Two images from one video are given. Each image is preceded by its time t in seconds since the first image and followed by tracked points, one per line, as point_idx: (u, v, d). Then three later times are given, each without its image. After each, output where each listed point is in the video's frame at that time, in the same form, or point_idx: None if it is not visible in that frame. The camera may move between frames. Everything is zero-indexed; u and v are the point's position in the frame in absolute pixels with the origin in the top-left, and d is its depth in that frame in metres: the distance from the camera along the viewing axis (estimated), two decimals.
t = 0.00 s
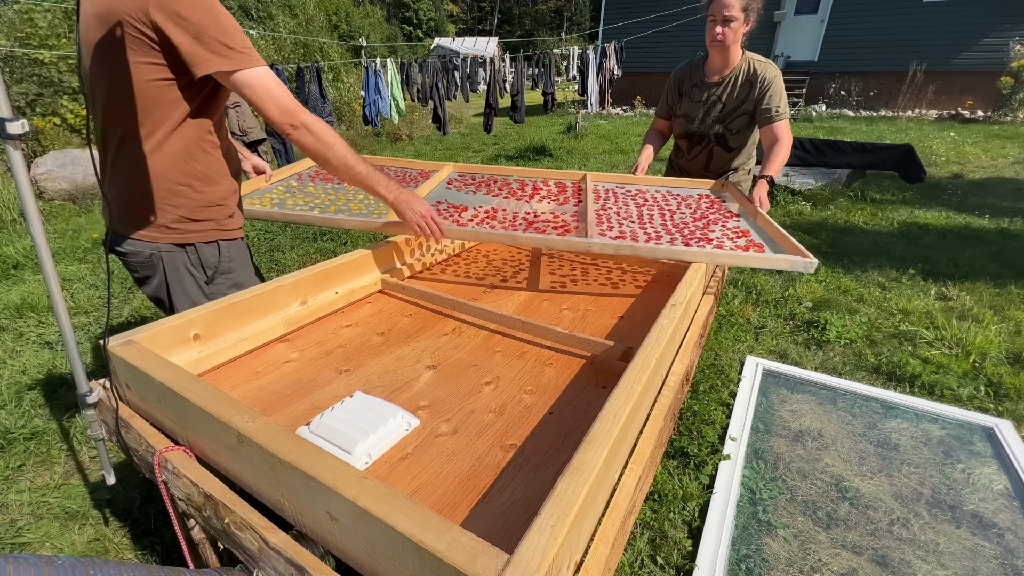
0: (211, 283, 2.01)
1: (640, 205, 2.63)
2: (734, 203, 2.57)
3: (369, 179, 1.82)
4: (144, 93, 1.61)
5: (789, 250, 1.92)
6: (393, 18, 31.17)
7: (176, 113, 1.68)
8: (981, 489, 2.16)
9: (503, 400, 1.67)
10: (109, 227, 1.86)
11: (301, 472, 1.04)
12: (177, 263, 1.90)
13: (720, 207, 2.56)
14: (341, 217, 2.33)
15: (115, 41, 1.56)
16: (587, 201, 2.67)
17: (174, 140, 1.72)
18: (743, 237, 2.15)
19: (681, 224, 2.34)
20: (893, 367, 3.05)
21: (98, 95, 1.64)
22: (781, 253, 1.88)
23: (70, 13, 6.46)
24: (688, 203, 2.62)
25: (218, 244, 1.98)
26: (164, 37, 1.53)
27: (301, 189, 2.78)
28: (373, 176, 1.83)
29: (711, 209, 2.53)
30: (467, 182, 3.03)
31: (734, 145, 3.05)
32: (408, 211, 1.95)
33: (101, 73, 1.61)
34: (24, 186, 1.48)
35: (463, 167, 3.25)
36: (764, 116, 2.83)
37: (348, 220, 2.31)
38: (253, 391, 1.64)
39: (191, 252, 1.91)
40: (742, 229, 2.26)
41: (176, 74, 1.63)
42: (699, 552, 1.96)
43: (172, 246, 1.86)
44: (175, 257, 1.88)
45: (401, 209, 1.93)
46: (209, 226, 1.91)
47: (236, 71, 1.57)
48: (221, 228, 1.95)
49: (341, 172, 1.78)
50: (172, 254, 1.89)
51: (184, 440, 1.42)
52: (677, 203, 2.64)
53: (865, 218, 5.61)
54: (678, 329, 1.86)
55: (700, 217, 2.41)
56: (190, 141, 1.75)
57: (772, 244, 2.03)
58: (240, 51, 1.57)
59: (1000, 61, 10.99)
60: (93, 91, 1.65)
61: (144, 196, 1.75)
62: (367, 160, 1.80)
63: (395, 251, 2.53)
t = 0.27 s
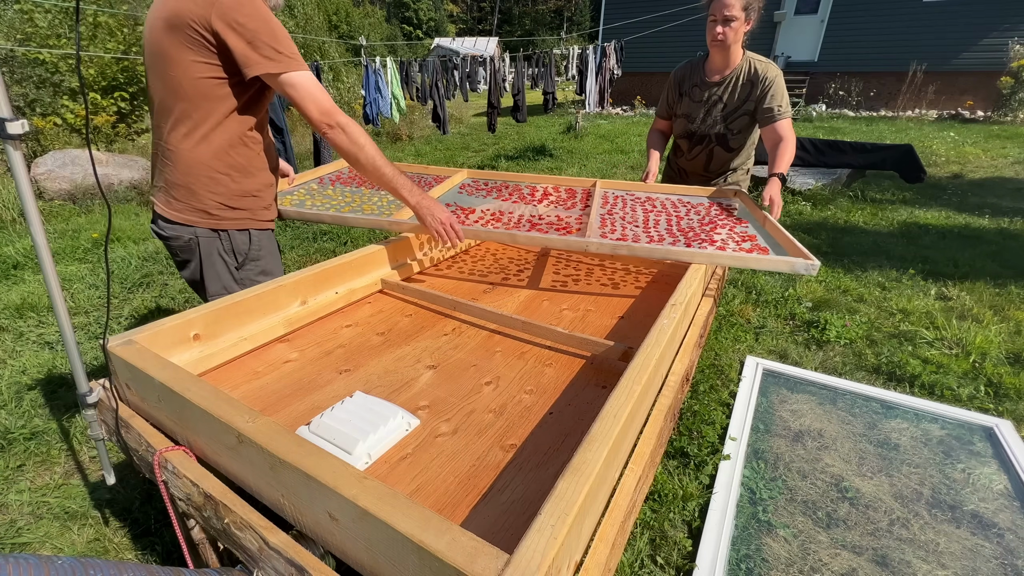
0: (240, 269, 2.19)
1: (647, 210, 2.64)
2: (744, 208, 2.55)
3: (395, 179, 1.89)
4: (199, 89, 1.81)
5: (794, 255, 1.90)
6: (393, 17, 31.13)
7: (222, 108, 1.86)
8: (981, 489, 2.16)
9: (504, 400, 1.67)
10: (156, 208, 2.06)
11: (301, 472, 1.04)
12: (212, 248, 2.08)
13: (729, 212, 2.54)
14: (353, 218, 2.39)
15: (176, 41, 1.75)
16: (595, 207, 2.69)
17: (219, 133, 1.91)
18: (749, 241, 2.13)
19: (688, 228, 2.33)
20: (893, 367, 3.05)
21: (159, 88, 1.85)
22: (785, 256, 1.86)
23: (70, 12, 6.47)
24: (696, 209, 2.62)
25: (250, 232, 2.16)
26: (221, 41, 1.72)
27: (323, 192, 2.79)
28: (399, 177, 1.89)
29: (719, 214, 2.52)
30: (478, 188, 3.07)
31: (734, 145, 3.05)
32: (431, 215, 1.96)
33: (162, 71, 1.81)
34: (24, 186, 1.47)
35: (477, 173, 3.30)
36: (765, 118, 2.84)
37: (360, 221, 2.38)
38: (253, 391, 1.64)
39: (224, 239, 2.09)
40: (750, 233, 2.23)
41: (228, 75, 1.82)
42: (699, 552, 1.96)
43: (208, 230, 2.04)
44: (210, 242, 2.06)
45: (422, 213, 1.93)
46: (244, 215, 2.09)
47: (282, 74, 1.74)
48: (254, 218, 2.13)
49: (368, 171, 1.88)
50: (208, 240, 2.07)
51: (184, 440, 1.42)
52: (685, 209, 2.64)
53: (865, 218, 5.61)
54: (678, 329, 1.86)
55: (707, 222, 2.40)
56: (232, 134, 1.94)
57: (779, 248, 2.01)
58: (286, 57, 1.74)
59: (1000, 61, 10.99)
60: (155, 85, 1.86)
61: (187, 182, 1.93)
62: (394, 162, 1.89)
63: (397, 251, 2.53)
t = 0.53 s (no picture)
0: (257, 256, 2.20)
1: (652, 210, 2.65)
2: (751, 210, 2.54)
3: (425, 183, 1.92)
4: (236, 87, 1.86)
5: (797, 256, 1.89)
6: (393, 18, 31.13)
7: (256, 105, 1.92)
8: (981, 489, 2.16)
9: (504, 400, 1.67)
10: (177, 195, 2.10)
11: (301, 472, 1.04)
12: (228, 234, 2.10)
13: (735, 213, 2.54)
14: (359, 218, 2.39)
15: (221, 41, 1.80)
16: (599, 208, 2.70)
17: (250, 129, 1.96)
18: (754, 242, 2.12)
19: (692, 229, 2.33)
20: (893, 367, 3.05)
21: (197, 82, 1.90)
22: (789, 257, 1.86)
23: (69, 11, 6.54)
24: (702, 210, 2.62)
25: (267, 221, 2.18)
26: (264, 46, 1.77)
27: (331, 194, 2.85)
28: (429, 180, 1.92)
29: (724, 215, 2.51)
30: (484, 190, 3.08)
31: (732, 144, 3.04)
32: (457, 216, 1.98)
33: (203, 66, 1.86)
34: (24, 186, 1.47)
35: (485, 176, 3.32)
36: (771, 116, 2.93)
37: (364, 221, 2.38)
38: (253, 391, 1.64)
39: (241, 226, 2.11)
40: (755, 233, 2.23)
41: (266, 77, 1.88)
42: (698, 552, 1.96)
43: (226, 217, 2.06)
44: (226, 229, 2.08)
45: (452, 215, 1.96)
46: (262, 205, 2.12)
47: (323, 78, 1.78)
48: (271, 208, 2.16)
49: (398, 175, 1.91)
50: (224, 227, 2.09)
51: (184, 440, 1.41)
52: (690, 210, 2.64)
53: (865, 217, 5.61)
54: (678, 329, 1.86)
55: (712, 223, 2.40)
56: (262, 132, 1.99)
57: (784, 249, 2.00)
58: (327, 64, 1.79)
59: (1000, 61, 10.99)
60: (193, 79, 1.91)
61: (213, 173, 1.98)
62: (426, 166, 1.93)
63: (398, 250, 2.53)
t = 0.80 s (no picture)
0: (278, 259, 2.25)
1: (654, 210, 2.65)
2: (753, 210, 2.54)
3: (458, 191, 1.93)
4: (273, 92, 1.88)
5: (798, 256, 1.89)
6: (393, 18, 31.11)
7: (292, 113, 1.95)
8: (981, 489, 2.16)
9: (503, 400, 1.67)
10: (202, 193, 2.12)
11: (301, 472, 1.04)
12: (253, 237, 2.14)
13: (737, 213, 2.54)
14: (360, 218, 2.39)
15: (260, 47, 1.81)
16: (601, 208, 2.70)
17: (284, 133, 1.99)
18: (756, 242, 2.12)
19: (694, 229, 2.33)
20: (893, 367, 3.05)
21: (233, 86, 1.91)
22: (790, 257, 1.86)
23: (68, 12, 6.54)
24: (704, 210, 2.61)
25: (291, 226, 2.22)
26: (304, 54, 1.79)
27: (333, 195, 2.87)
28: (462, 187, 1.94)
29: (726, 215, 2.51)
30: (487, 190, 3.09)
31: (729, 144, 3.04)
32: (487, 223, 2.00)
33: (240, 71, 1.87)
34: (23, 186, 1.47)
35: (486, 176, 3.33)
36: (765, 118, 2.93)
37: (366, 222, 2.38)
38: (253, 390, 1.64)
39: (266, 229, 2.15)
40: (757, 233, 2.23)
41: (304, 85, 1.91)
42: (698, 552, 1.97)
43: (252, 220, 2.10)
44: (251, 231, 2.12)
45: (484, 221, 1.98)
46: (289, 210, 2.17)
47: (361, 88, 1.79)
48: (296, 213, 2.21)
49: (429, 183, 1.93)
50: (250, 229, 2.13)
51: (184, 440, 1.41)
52: (693, 209, 2.64)
53: (865, 217, 5.61)
54: (678, 329, 1.86)
55: (714, 223, 2.40)
56: (295, 136, 2.02)
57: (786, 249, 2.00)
58: (366, 73, 1.80)
59: (1000, 61, 10.99)
60: (228, 81, 1.92)
61: (244, 176, 2.01)
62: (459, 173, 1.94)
63: (397, 251, 2.53)
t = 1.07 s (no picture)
0: (292, 260, 2.29)
1: (657, 210, 2.65)
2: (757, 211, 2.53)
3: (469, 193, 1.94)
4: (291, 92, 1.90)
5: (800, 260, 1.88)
6: (393, 18, 31.08)
7: (311, 113, 1.97)
8: (981, 489, 2.16)
9: (503, 400, 1.67)
10: (219, 191, 2.15)
11: (301, 472, 1.04)
12: (269, 238, 2.18)
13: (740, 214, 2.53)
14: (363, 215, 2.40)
15: (280, 46, 1.83)
16: (603, 207, 2.70)
17: (302, 134, 2.02)
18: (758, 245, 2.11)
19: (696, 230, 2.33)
20: (893, 367, 3.05)
21: (253, 85, 1.93)
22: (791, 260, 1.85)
23: (66, 12, 6.65)
24: (707, 211, 2.61)
25: (305, 228, 2.26)
26: (322, 53, 1.80)
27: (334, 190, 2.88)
28: (473, 188, 1.94)
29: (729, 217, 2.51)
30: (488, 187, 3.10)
31: (724, 143, 3.06)
32: (498, 223, 2.02)
33: (260, 69, 1.89)
34: (23, 186, 1.47)
35: (489, 173, 3.35)
36: (759, 118, 2.94)
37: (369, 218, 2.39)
38: (253, 391, 1.64)
39: (281, 231, 2.19)
40: (760, 236, 2.22)
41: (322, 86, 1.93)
42: (698, 552, 1.97)
43: (269, 221, 2.14)
44: (268, 232, 2.16)
45: (494, 221, 1.99)
46: (305, 212, 2.21)
47: (374, 87, 1.80)
48: (312, 215, 2.26)
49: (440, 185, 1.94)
50: (266, 229, 2.16)
51: (184, 440, 1.41)
52: (696, 210, 2.63)
53: (865, 217, 5.61)
54: (677, 328, 1.86)
55: (716, 224, 2.39)
56: (313, 137, 2.05)
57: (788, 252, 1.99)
58: (381, 73, 1.81)
59: (1000, 61, 10.98)
60: (248, 80, 1.94)
61: (262, 175, 2.04)
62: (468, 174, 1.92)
63: (397, 251, 2.53)
